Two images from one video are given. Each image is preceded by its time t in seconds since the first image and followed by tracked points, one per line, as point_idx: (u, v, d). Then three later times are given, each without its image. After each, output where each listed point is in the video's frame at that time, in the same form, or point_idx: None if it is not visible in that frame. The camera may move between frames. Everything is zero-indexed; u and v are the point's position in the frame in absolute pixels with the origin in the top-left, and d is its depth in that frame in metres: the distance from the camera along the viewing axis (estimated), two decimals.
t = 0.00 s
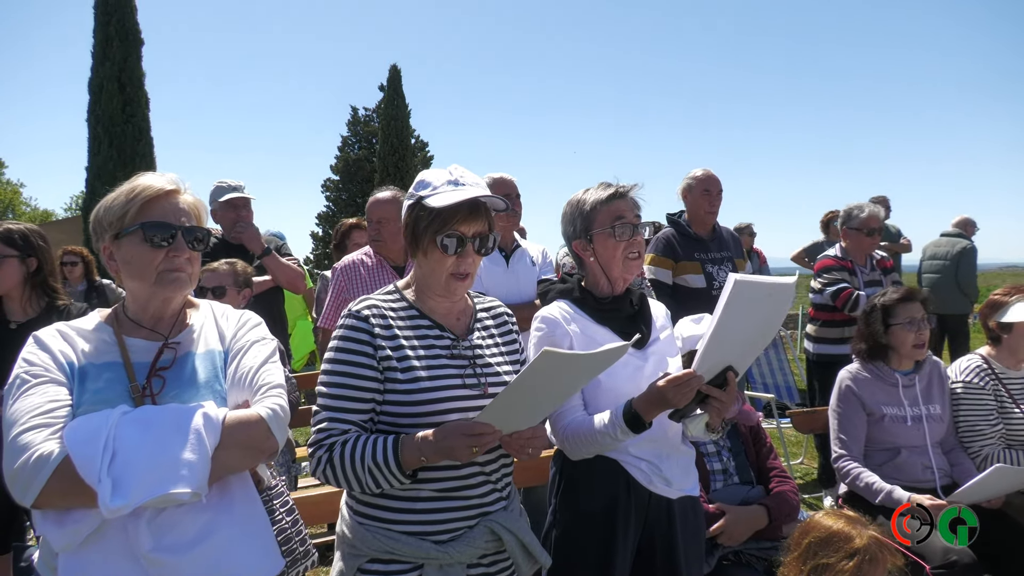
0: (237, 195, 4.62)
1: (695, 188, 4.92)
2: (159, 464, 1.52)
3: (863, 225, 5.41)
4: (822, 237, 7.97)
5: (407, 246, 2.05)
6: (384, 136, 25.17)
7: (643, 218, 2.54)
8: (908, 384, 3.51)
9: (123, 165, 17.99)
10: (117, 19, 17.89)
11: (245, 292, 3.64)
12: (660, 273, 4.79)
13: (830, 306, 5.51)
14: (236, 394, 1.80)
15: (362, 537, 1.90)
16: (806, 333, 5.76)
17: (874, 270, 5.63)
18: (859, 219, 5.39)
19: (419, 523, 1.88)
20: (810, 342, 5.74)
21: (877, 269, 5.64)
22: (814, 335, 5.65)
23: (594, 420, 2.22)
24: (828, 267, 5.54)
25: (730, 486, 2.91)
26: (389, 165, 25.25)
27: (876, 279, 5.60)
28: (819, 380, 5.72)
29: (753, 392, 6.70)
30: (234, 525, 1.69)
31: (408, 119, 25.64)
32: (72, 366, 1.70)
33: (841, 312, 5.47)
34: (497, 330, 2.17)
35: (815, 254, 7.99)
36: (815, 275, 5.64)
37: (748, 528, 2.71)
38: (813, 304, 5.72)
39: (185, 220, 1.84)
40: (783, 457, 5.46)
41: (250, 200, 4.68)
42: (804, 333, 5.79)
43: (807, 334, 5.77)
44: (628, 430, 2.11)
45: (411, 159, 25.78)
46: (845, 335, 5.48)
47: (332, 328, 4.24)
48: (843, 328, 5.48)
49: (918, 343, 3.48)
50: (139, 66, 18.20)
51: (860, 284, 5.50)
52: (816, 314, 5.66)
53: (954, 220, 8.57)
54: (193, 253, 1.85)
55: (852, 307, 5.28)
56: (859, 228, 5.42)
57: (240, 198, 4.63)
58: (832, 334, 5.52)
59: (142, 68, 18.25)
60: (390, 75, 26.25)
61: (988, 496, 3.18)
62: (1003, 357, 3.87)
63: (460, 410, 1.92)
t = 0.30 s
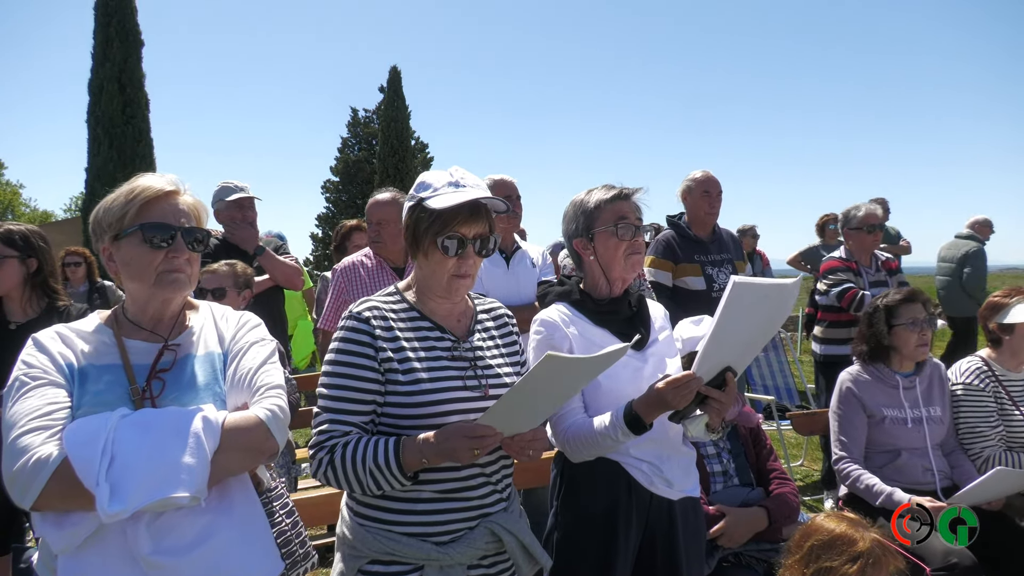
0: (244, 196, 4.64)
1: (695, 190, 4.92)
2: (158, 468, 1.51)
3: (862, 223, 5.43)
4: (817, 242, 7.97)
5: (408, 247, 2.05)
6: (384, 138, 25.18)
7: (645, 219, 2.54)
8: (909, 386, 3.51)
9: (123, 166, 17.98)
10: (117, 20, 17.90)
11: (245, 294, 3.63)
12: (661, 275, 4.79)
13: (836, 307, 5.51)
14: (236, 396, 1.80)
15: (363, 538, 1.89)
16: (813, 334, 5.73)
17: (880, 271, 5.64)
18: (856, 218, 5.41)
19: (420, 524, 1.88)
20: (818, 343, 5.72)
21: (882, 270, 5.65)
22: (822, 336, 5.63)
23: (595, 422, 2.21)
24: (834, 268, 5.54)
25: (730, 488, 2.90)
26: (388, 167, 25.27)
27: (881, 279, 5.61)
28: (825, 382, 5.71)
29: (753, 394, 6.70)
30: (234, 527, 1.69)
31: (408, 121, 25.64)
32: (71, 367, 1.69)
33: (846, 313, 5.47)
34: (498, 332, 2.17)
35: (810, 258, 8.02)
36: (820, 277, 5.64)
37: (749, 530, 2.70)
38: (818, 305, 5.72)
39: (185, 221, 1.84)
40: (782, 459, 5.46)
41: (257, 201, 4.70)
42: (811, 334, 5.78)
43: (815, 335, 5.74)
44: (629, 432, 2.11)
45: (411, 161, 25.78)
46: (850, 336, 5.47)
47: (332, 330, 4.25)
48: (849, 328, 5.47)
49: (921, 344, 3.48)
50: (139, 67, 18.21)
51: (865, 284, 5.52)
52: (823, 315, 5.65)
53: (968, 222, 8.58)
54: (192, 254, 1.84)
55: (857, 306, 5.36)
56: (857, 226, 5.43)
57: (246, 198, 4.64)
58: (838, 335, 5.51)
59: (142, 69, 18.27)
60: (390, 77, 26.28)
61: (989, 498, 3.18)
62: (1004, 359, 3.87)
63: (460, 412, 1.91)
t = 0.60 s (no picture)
0: (243, 198, 4.63)
1: (694, 192, 4.94)
2: (159, 468, 1.52)
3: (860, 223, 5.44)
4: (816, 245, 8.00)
5: (409, 249, 2.06)
6: (384, 139, 25.21)
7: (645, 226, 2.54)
8: (908, 388, 3.51)
9: (123, 167, 18.00)
10: (118, 21, 17.93)
11: (246, 296, 3.64)
12: (659, 278, 4.79)
13: (838, 308, 5.52)
14: (237, 397, 1.80)
15: (366, 538, 1.90)
16: (816, 336, 5.73)
17: (881, 272, 5.65)
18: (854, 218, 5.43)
19: (423, 524, 1.88)
20: (821, 345, 5.72)
21: (883, 271, 5.66)
22: (826, 337, 5.63)
23: (595, 423, 2.22)
24: (836, 269, 5.55)
25: (730, 489, 2.91)
26: (389, 168, 25.30)
27: (882, 280, 5.62)
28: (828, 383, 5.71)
29: (752, 395, 6.71)
30: (234, 528, 1.70)
31: (408, 122, 25.67)
32: (71, 368, 1.70)
33: (848, 313, 5.48)
34: (500, 333, 2.18)
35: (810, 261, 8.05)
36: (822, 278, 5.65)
37: (749, 531, 2.71)
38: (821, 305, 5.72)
39: (185, 222, 1.85)
40: (782, 461, 5.46)
41: (256, 202, 4.70)
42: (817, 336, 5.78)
43: (818, 337, 5.74)
44: (629, 433, 2.11)
45: (411, 162, 25.81)
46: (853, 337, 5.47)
47: (332, 333, 4.26)
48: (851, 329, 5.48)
49: (920, 348, 3.49)
50: (140, 68, 18.23)
51: (867, 285, 5.54)
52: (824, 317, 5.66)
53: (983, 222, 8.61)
54: (193, 255, 1.85)
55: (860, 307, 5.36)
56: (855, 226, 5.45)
57: (245, 200, 4.65)
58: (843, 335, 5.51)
59: (142, 71, 18.30)
60: (390, 79, 26.31)
61: (988, 500, 3.18)
62: (1002, 361, 3.87)
63: (462, 413, 1.92)
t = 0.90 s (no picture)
0: (241, 197, 4.63)
1: (693, 192, 4.93)
2: (158, 470, 1.52)
3: (856, 222, 5.45)
4: (815, 245, 8.00)
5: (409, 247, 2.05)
6: (383, 139, 25.21)
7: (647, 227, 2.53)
8: (907, 388, 3.51)
9: (122, 167, 17.99)
10: (117, 21, 17.91)
11: (245, 296, 3.65)
12: (658, 278, 4.81)
13: (837, 308, 5.50)
14: (235, 398, 1.80)
15: (367, 538, 1.89)
16: (815, 336, 5.72)
17: (879, 272, 5.65)
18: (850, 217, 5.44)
19: (424, 523, 1.88)
20: (818, 344, 5.71)
21: (881, 271, 5.66)
22: (823, 337, 5.63)
23: (595, 424, 2.21)
24: (834, 268, 5.55)
25: (729, 489, 2.91)
26: (388, 168, 25.30)
27: (880, 280, 5.61)
28: (826, 383, 5.71)
29: (752, 395, 6.71)
30: (233, 529, 1.69)
31: (407, 123, 25.66)
32: (68, 369, 1.69)
33: (847, 313, 5.47)
34: (501, 333, 2.17)
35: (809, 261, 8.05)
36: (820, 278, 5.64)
37: (748, 531, 2.70)
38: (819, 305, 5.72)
39: (183, 222, 1.84)
40: (781, 460, 5.45)
41: (255, 202, 4.69)
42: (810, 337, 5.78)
43: (816, 337, 5.73)
44: (628, 434, 2.11)
45: (410, 163, 25.80)
46: (851, 336, 5.47)
47: (330, 335, 4.25)
48: (850, 328, 5.47)
49: (915, 368, 3.49)
50: (139, 69, 18.22)
51: (866, 284, 5.53)
52: (823, 317, 5.66)
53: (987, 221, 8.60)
54: (190, 256, 1.84)
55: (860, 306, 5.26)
56: (852, 225, 5.45)
57: (244, 200, 4.63)
58: (839, 335, 5.51)
59: (142, 71, 18.29)
60: (389, 79, 26.32)
61: (987, 500, 3.18)
62: (1001, 361, 3.87)
63: (463, 413, 1.91)
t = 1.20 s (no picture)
0: (241, 197, 4.63)
1: (692, 191, 4.93)
2: (157, 465, 1.51)
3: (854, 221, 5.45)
4: (814, 244, 8.00)
5: (409, 245, 2.05)
6: (382, 139, 25.21)
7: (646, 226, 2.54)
8: (907, 388, 3.51)
9: (121, 167, 17.98)
10: (116, 21, 17.90)
11: (245, 295, 3.65)
12: (657, 278, 4.81)
13: (835, 307, 5.50)
14: (233, 397, 1.80)
15: (367, 537, 1.89)
16: (813, 335, 5.72)
17: (877, 271, 5.64)
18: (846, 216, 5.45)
19: (425, 522, 1.88)
20: (816, 344, 5.71)
21: (879, 270, 5.66)
22: (821, 336, 5.63)
23: (593, 424, 2.22)
24: (832, 268, 5.55)
25: (728, 489, 2.90)
26: (387, 168, 25.30)
27: (878, 279, 5.61)
28: (825, 382, 5.71)
29: (751, 395, 6.71)
30: (232, 528, 1.69)
31: (407, 122, 25.66)
32: (67, 369, 1.69)
33: (846, 312, 5.47)
34: (502, 333, 2.17)
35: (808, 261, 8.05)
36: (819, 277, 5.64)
37: (747, 531, 2.70)
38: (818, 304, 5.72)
39: (181, 223, 1.84)
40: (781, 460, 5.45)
41: (254, 202, 4.69)
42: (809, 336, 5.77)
43: (814, 336, 5.73)
44: (625, 435, 2.11)
45: (410, 162, 25.80)
46: (850, 336, 5.48)
47: (329, 335, 4.20)
48: (849, 327, 5.47)
49: (915, 367, 3.49)
50: (138, 68, 18.21)
51: (864, 284, 5.53)
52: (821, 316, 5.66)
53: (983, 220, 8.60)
54: (189, 255, 1.84)
55: (858, 305, 5.26)
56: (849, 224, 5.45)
57: (244, 199, 4.64)
58: (837, 335, 5.51)
59: (141, 71, 18.29)
60: (389, 79, 26.33)
61: (986, 499, 3.18)
62: (999, 360, 3.87)
63: (465, 412, 1.91)
